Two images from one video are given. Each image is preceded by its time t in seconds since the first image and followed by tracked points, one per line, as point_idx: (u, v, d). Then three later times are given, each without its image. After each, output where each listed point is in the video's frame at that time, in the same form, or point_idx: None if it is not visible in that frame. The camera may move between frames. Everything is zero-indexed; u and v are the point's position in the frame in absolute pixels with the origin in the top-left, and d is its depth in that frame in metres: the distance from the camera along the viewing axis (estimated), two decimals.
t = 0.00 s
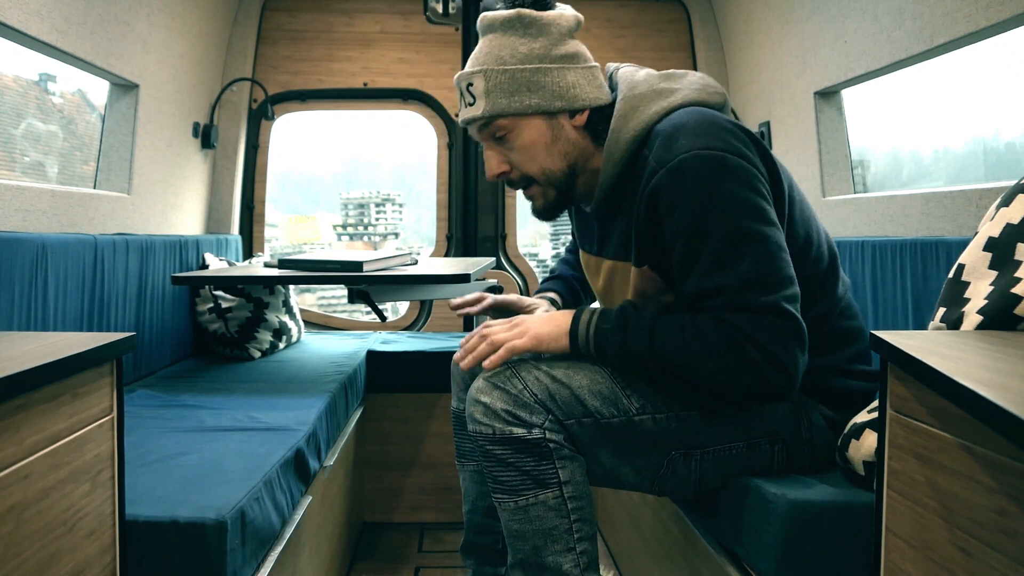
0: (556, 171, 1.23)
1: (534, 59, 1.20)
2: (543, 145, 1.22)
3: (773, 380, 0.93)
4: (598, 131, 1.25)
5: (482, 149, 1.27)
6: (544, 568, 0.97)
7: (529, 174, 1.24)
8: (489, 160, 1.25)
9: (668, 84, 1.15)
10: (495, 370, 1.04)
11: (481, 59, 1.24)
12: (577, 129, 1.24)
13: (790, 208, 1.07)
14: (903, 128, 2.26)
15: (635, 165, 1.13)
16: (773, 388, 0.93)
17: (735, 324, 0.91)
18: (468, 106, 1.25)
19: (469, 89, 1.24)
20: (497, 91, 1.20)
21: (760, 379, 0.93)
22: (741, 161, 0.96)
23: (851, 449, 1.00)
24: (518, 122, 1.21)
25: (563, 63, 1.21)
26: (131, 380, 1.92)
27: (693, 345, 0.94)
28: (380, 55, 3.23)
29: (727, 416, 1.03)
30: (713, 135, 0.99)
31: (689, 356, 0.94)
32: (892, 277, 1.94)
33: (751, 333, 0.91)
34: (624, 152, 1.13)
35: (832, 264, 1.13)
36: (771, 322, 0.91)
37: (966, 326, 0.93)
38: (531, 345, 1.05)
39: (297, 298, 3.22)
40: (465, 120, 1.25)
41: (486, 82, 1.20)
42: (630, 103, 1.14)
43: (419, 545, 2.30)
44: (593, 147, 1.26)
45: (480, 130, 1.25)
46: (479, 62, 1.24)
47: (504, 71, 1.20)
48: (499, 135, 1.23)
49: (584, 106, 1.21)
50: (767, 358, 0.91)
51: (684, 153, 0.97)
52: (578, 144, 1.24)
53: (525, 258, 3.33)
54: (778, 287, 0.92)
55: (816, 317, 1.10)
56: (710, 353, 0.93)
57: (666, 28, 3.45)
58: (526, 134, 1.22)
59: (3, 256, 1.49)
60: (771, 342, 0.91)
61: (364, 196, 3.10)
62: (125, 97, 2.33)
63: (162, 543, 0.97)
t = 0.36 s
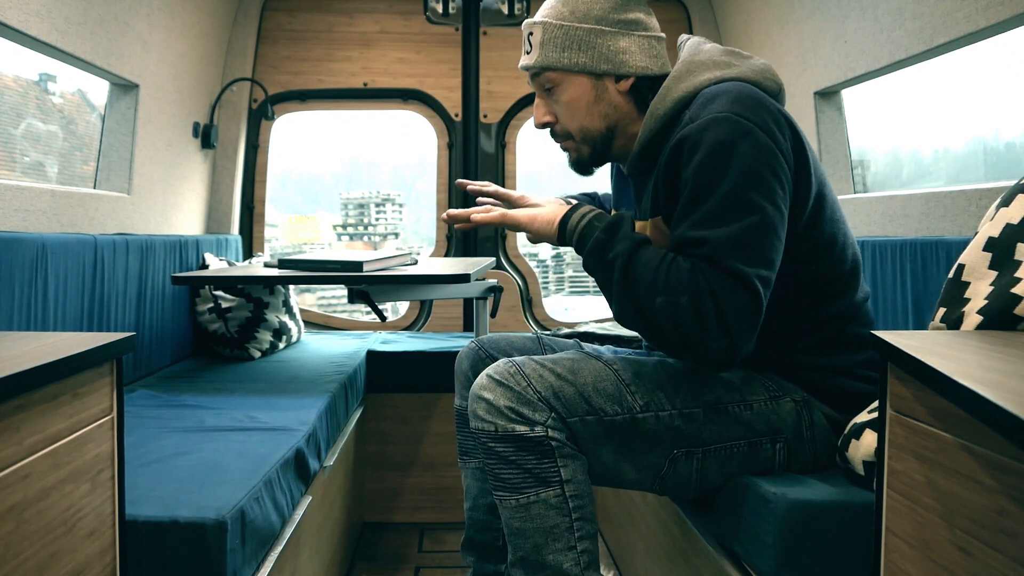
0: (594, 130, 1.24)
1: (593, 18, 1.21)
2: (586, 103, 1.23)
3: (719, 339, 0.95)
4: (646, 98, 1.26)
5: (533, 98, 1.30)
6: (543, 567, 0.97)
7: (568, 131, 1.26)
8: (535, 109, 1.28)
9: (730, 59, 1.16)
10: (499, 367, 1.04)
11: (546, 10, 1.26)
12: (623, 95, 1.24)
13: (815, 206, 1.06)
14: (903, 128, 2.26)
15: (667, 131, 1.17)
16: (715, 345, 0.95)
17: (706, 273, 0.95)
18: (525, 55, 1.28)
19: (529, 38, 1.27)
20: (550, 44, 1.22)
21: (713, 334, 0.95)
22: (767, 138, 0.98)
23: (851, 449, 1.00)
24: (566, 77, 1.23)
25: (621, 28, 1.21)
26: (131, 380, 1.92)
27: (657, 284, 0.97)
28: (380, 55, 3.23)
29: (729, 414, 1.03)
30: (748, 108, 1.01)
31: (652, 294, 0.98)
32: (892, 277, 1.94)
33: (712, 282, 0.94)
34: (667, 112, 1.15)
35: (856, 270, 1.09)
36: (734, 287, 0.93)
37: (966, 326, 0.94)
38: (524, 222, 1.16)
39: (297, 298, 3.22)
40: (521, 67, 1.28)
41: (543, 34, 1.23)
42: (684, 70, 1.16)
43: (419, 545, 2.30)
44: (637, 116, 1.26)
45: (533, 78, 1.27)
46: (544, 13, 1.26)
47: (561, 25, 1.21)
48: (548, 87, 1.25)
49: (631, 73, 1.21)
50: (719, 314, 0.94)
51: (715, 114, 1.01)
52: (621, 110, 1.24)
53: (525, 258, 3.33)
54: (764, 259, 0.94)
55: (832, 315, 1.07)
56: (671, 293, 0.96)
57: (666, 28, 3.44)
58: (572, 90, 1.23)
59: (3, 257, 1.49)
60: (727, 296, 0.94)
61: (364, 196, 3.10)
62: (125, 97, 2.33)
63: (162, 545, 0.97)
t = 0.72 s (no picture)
0: (602, 133, 1.25)
1: (597, 24, 1.21)
2: (592, 108, 1.24)
3: (642, 318, 0.99)
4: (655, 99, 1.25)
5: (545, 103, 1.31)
6: (544, 567, 0.97)
7: (576, 135, 1.27)
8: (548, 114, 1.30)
9: (742, 60, 1.16)
10: (500, 368, 1.04)
11: (553, 16, 1.26)
12: (629, 98, 1.23)
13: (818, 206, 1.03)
14: (903, 128, 2.26)
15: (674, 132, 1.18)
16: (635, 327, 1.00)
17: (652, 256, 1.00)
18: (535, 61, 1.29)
19: (538, 44, 1.28)
20: (556, 51, 1.22)
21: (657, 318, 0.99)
22: (755, 133, 0.99)
23: (851, 449, 1.00)
24: (573, 83, 1.23)
25: (624, 32, 1.20)
26: (131, 380, 1.92)
27: (584, 276, 1.05)
28: (380, 55, 3.23)
29: (730, 414, 1.03)
30: (745, 103, 1.02)
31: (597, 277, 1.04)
32: (892, 277, 1.94)
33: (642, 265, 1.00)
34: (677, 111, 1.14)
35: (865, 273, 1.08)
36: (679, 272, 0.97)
37: (966, 326, 0.94)
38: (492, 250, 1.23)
39: (297, 298, 3.22)
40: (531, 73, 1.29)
41: (549, 41, 1.23)
42: (695, 71, 1.16)
43: (419, 545, 2.30)
44: (645, 118, 1.25)
45: (544, 83, 1.28)
46: (552, 18, 1.27)
47: (566, 32, 1.21)
48: (558, 92, 1.26)
49: (635, 76, 1.20)
50: (647, 297, 0.99)
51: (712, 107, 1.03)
52: (628, 112, 1.24)
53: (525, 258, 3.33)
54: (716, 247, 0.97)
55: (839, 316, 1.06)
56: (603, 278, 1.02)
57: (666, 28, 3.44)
58: (579, 95, 1.24)
59: (3, 257, 1.49)
60: (658, 281, 0.98)
61: (364, 196, 3.10)
62: (125, 97, 2.33)
63: (162, 543, 0.97)
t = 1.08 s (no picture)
0: (611, 131, 1.25)
1: (609, 20, 1.19)
2: (603, 105, 1.23)
3: (583, 286, 1.01)
4: (661, 98, 1.25)
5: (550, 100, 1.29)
6: (545, 567, 0.97)
7: (585, 133, 1.26)
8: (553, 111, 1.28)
9: (744, 61, 1.14)
10: (500, 368, 1.04)
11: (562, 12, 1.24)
12: (639, 95, 1.24)
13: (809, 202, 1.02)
14: (903, 128, 2.26)
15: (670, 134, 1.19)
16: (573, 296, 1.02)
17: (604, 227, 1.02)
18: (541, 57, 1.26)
19: (545, 40, 1.25)
20: (567, 48, 1.20)
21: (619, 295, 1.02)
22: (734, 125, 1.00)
23: (851, 449, 1.00)
24: (583, 80, 1.22)
25: (637, 29, 1.20)
26: (131, 380, 1.92)
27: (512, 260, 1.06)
28: (380, 55, 3.23)
29: (729, 414, 1.03)
30: (741, 99, 1.03)
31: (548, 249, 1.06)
32: (892, 277, 1.94)
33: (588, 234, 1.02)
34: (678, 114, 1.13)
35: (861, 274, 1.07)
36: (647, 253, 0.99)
37: (966, 326, 0.94)
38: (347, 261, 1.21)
39: (297, 298, 3.22)
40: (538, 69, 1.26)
41: (560, 37, 1.21)
42: (700, 71, 1.15)
43: (419, 545, 2.30)
44: (651, 114, 1.27)
45: (551, 79, 1.26)
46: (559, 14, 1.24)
47: (577, 28, 1.19)
48: (566, 89, 1.25)
49: (647, 74, 1.21)
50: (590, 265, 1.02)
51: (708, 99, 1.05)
52: (637, 109, 1.25)
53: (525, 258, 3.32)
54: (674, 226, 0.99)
55: (830, 317, 1.06)
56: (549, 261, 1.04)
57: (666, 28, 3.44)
58: (589, 92, 1.23)
59: (3, 257, 1.49)
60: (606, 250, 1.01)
61: (364, 196, 3.09)
62: (125, 97, 2.33)
63: (160, 544, 0.97)
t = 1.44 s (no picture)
0: (599, 144, 1.23)
1: (593, 32, 1.21)
2: (591, 118, 1.22)
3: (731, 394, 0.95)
4: (643, 111, 1.26)
5: (529, 117, 1.27)
6: (547, 568, 0.98)
7: (571, 148, 1.24)
8: (534, 129, 1.25)
9: (717, 75, 1.20)
10: (501, 367, 1.03)
11: (540, 27, 1.24)
12: (626, 107, 1.25)
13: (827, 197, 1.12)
14: (903, 128, 2.26)
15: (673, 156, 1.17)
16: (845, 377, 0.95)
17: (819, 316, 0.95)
18: (518, 72, 1.24)
19: (522, 55, 1.24)
20: (552, 60, 1.20)
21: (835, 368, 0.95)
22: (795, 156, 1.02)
23: (851, 449, 1.00)
24: (569, 93, 1.22)
25: (621, 39, 1.22)
26: (131, 380, 1.92)
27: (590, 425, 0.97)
28: (380, 55, 3.23)
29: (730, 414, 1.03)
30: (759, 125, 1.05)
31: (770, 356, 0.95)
32: (892, 277, 1.94)
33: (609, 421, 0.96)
34: (669, 136, 1.16)
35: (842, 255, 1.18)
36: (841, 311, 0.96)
37: (965, 326, 0.94)
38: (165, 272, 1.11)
39: (297, 298, 3.22)
40: (517, 85, 1.24)
41: (543, 50, 1.21)
42: (683, 86, 1.18)
43: (419, 545, 2.30)
44: (638, 128, 1.26)
45: (531, 96, 1.24)
46: (537, 30, 1.24)
47: (562, 40, 1.20)
48: (550, 104, 1.24)
49: (635, 83, 1.23)
50: (845, 346, 0.94)
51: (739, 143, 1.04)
52: (624, 122, 1.25)
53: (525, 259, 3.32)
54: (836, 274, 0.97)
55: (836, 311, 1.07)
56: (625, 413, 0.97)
57: (666, 28, 3.45)
58: (576, 105, 1.22)
59: (3, 257, 1.49)
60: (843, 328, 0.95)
61: (364, 196, 3.09)
62: (125, 96, 2.33)
63: (160, 543, 0.97)
